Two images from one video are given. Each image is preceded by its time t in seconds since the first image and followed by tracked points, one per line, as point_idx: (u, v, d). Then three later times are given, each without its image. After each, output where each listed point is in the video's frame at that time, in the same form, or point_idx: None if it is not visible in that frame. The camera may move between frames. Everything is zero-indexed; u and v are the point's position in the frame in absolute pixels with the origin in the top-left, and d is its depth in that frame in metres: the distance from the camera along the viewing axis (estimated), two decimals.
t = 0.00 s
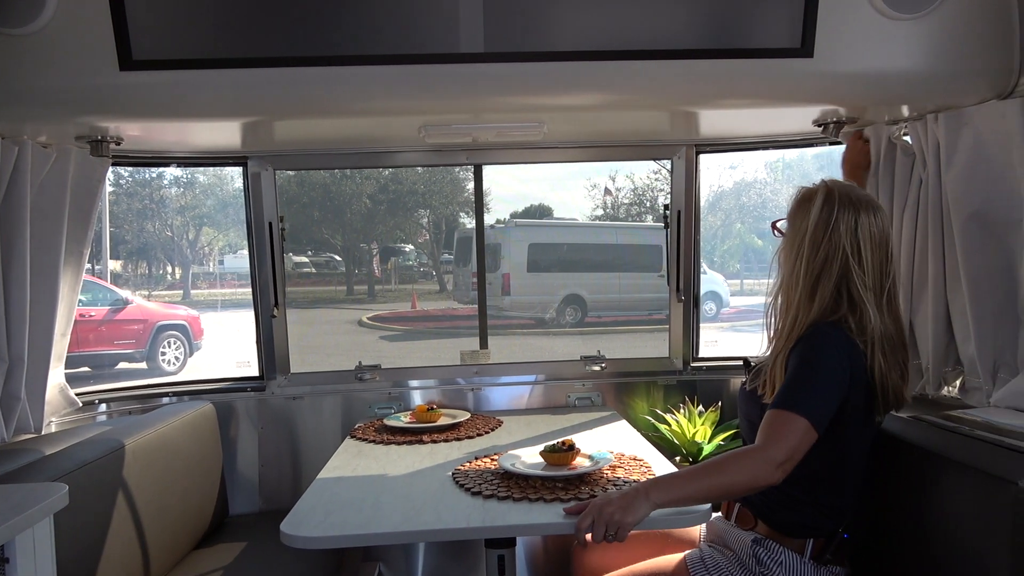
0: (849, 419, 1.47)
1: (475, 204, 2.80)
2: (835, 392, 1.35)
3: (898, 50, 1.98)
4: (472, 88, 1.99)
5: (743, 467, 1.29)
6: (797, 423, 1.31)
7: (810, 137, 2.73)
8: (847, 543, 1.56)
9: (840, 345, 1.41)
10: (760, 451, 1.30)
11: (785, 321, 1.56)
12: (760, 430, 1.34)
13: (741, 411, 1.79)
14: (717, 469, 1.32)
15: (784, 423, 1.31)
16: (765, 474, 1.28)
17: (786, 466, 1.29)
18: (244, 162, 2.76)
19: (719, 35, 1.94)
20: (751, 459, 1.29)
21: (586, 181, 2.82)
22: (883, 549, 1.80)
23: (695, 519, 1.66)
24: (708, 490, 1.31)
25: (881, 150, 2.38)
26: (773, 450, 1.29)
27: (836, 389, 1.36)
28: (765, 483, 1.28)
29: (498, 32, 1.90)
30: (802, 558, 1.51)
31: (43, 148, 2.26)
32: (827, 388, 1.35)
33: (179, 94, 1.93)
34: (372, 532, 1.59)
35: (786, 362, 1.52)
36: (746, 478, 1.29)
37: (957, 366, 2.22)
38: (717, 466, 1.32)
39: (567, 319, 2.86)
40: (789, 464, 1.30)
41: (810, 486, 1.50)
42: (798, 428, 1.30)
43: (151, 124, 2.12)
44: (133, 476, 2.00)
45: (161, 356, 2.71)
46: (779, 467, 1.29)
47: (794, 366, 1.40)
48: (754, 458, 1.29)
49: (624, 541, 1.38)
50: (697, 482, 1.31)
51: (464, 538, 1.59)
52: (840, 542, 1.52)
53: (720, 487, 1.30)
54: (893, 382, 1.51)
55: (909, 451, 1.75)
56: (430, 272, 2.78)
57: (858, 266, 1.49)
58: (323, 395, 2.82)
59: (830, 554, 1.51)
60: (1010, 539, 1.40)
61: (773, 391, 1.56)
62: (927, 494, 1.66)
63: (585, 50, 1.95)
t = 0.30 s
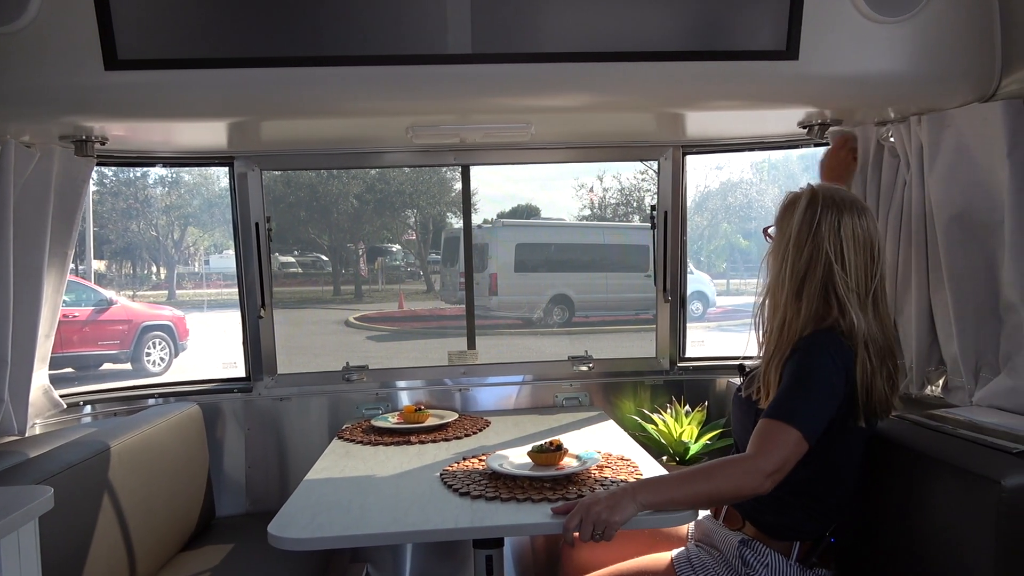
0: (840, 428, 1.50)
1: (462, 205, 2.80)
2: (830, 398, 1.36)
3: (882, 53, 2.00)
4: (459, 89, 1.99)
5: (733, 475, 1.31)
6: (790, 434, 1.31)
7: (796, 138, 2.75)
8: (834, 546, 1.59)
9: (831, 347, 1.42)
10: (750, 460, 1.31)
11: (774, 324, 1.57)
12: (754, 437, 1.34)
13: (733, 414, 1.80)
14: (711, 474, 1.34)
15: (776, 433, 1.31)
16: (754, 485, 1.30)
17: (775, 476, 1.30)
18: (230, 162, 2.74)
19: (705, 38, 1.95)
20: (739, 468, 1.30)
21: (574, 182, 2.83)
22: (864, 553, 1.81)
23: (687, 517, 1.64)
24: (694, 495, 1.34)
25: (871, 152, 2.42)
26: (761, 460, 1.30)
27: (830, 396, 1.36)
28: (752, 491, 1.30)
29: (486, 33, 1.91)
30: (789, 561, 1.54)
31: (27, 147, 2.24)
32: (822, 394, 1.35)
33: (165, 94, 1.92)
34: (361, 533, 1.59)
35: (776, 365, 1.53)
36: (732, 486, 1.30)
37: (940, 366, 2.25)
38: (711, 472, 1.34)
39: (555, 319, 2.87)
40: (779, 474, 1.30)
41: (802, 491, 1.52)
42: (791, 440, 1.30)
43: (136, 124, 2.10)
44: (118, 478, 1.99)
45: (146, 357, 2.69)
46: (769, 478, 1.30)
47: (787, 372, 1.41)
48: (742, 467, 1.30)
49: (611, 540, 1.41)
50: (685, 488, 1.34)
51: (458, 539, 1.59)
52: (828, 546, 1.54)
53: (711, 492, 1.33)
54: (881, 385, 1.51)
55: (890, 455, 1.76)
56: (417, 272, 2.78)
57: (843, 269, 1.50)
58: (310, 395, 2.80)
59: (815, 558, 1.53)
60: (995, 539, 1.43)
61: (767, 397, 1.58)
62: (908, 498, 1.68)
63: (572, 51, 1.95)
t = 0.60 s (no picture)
0: (842, 435, 1.52)
1: (454, 205, 2.80)
2: (834, 411, 1.37)
3: (871, 55, 2.02)
4: (452, 89, 1.99)
5: (726, 481, 1.32)
6: (787, 444, 1.33)
7: (785, 139, 2.76)
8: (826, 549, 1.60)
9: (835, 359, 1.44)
10: (745, 466, 1.32)
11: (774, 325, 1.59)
12: (750, 445, 1.36)
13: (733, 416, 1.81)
14: (703, 480, 1.36)
15: (774, 441, 1.33)
16: (746, 491, 1.31)
17: (768, 484, 1.32)
18: (220, 161, 2.73)
19: (697, 39, 1.96)
20: (733, 472, 1.32)
21: (565, 182, 2.84)
22: (856, 555, 1.82)
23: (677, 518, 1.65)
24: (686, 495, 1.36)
25: (860, 152, 2.44)
26: (755, 466, 1.32)
27: (835, 409, 1.38)
28: (743, 497, 1.31)
29: (478, 33, 1.91)
30: (782, 564, 1.54)
31: (16, 146, 2.22)
32: (826, 407, 1.37)
33: (155, 94, 1.91)
34: (354, 534, 1.59)
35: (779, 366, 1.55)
36: (724, 490, 1.32)
37: (929, 365, 2.27)
38: (703, 476, 1.36)
39: (546, 319, 2.88)
40: (773, 483, 1.32)
41: (800, 495, 1.54)
42: (788, 450, 1.32)
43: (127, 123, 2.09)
44: (108, 479, 1.98)
45: (135, 357, 2.67)
46: (762, 486, 1.31)
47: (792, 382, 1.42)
48: (735, 471, 1.32)
49: (600, 540, 1.42)
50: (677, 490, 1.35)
51: (441, 538, 1.59)
52: (821, 549, 1.55)
53: (702, 497, 1.34)
54: (887, 373, 1.52)
55: (882, 457, 1.78)
56: (409, 272, 2.78)
57: (832, 262, 1.51)
58: (301, 396, 2.80)
59: (808, 560, 1.55)
60: (985, 541, 1.45)
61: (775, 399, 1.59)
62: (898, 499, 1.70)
63: (565, 52, 1.96)
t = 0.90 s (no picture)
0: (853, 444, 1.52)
1: (447, 204, 2.80)
2: (846, 421, 1.40)
3: (863, 56, 2.03)
4: (446, 90, 1.99)
5: (724, 478, 1.36)
6: (788, 446, 1.36)
7: (778, 139, 2.77)
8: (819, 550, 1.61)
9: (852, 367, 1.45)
10: (744, 464, 1.36)
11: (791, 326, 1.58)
12: (752, 444, 1.39)
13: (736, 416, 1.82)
14: (701, 476, 1.39)
15: (775, 442, 1.37)
16: (742, 488, 1.35)
17: (764, 484, 1.35)
18: (213, 161, 2.72)
19: (690, 40, 1.97)
20: (732, 469, 1.36)
21: (558, 182, 2.84)
22: (849, 556, 1.83)
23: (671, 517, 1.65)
24: (685, 493, 1.38)
25: (852, 153, 2.44)
26: (754, 463, 1.36)
27: (848, 419, 1.40)
28: (740, 494, 1.34)
29: (472, 33, 1.91)
30: (776, 564, 1.55)
31: (6, 146, 2.21)
32: (838, 417, 1.39)
33: (147, 93, 1.90)
34: (348, 534, 1.59)
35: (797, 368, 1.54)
36: (723, 487, 1.35)
37: (920, 365, 2.29)
38: (702, 473, 1.39)
39: (540, 319, 2.88)
40: (770, 482, 1.35)
41: (798, 498, 1.55)
42: (788, 452, 1.36)
43: (119, 123, 2.08)
44: (100, 481, 1.97)
45: (127, 358, 2.66)
46: (758, 484, 1.35)
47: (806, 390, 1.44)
48: (735, 468, 1.36)
49: (596, 539, 1.42)
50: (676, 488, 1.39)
51: (438, 538, 1.59)
52: (814, 551, 1.55)
53: (699, 493, 1.38)
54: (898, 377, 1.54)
55: (875, 459, 1.79)
56: (402, 271, 2.78)
57: (853, 263, 1.51)
58: (294, 396, 2.79)
59: (802, 562, 1.55)
60: (976, 543, 1.46)
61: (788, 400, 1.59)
62: (890, 501, 1.71)
63: (558, 53, 1.96)
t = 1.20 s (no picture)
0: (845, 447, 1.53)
1: (441, 204, 2.79)
2: (842, 422, 1.41)
3: (856, 56, 2.04)
4: (441, 89, 1.98)
5: (717, 479, 1.36)
6: (781, 446, 1.37)
7: (772, 139, 2.78)
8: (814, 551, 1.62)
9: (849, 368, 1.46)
10: (737, 465, 1.36)
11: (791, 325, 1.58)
12: (744, 445, 1.40)
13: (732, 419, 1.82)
14: (693, 478, 1.39)
15: (769, 443, 1.38)
16: (735, 489, 1.35)
17: (758, 485, 1.36)
18: (206, 160, 2.71)
19: (684, 39, 1.97)
20: (726, 469, 1.36)
21: (552, 182, 2.84)
22: (843, 558, 1.84)
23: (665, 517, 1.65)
24: (678, 493, 1.39)
25: (845, 153, 2.45)
26: (748, 464, 1.36)
27: (845, 420, 1.41)
28: (733, 495, 1.35)
29: (466, 32, 1.91)
30: (771, 564, 1.56)
31: None
32: (834, 418, 1.40)
33: (140, 92, 1.89)
34: (342, 534, 1.58)
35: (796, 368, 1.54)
36: (716, 487, 1.36)
37: (913, 365, 2.30)
38: (694, 475, 1.39)
39: (534, 319, 2.88)
40: (762, 483, 1.36)
41: (792, 499, 1.55)
42: (781, 452, 1.36)
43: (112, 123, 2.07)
44: (94, 481, 1.96)
45: (120, 358, 2.64)
46: (751, 485, 1.35)
47: (800, 389, 1.45)
48: (729, 468, 1.36)
49: (588, 540, 1.43)
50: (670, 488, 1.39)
51: (430, 538, 1.59)
52: (809, 552, 1.56)
53: (692, 494, 1.38)
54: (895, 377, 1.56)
55: (869, 461, 1.80)
56: (396, 271, 2.78)
57: (856, 263, 1.52)
58: (288, 396, 2.78)
59: (796, 562, 1.56)
60: (969, 543, 1.47)
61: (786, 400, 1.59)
62: (883, 503, 1.71)
63: (552, 52, 1.96)
